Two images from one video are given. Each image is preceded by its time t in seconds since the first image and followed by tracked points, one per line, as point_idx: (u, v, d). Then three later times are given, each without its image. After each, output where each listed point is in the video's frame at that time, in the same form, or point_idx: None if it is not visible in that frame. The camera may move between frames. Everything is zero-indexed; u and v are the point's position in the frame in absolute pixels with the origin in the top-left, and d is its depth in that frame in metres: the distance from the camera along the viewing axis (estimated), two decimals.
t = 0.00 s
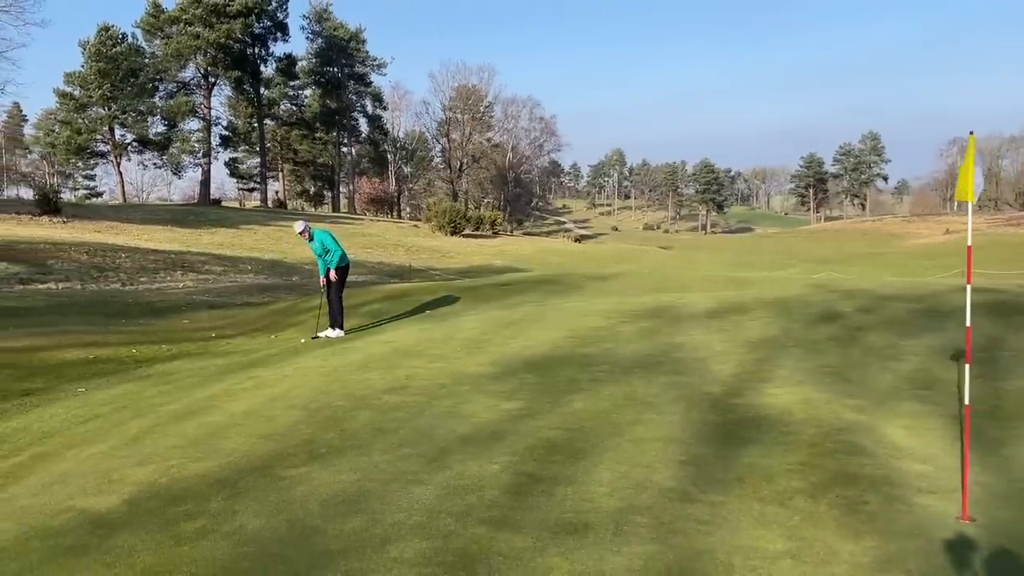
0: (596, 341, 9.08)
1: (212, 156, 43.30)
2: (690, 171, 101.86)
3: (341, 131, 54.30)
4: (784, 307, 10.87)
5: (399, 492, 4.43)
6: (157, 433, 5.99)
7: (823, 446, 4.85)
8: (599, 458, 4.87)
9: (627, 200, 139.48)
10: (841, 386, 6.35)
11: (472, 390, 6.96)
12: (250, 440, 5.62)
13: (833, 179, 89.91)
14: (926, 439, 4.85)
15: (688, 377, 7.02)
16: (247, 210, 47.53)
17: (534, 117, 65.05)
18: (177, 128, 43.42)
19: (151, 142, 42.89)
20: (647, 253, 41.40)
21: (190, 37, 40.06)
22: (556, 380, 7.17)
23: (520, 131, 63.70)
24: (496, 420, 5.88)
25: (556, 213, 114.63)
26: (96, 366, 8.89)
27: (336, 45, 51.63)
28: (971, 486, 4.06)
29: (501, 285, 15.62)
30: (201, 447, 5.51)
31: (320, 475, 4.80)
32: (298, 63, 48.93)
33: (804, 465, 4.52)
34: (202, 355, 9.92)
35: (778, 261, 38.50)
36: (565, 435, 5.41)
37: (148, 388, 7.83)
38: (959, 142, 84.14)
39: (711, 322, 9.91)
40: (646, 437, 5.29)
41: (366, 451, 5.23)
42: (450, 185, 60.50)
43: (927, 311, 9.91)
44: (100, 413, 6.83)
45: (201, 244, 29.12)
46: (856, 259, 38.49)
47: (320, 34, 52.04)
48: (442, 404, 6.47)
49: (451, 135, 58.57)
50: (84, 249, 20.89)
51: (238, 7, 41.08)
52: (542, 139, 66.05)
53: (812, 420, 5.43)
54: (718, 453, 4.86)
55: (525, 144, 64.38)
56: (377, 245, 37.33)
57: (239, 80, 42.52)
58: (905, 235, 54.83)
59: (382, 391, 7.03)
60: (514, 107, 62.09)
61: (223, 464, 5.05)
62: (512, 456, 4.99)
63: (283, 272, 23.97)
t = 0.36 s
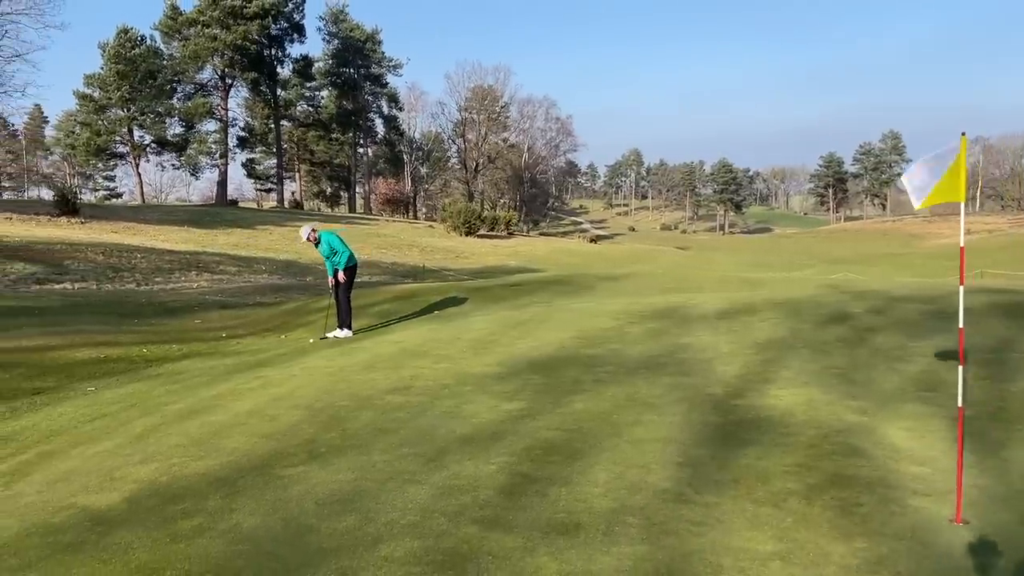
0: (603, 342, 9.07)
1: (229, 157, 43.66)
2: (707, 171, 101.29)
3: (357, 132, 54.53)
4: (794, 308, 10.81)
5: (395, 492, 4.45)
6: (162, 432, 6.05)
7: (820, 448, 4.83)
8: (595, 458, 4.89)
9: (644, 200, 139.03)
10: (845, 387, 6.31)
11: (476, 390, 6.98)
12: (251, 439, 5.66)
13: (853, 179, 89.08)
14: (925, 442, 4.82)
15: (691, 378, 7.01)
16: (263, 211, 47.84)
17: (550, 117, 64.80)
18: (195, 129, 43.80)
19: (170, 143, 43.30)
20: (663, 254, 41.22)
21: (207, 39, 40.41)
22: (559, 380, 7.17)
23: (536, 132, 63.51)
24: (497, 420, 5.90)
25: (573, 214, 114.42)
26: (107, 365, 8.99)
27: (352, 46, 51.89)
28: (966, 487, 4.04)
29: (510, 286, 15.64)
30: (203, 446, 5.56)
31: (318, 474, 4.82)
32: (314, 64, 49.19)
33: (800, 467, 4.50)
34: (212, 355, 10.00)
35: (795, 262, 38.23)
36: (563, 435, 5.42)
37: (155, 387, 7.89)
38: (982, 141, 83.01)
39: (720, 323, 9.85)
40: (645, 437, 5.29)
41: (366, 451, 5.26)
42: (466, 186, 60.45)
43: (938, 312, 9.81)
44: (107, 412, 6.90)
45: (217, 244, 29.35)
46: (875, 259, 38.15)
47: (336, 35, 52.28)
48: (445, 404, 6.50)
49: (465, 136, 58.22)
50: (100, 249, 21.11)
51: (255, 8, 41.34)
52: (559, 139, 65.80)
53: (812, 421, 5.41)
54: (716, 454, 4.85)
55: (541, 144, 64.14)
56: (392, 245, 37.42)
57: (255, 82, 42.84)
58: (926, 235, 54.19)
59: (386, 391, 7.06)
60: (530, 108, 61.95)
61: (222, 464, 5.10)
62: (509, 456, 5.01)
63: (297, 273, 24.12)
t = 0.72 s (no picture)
0: (606, 343, 9.04)
1: (244, 158, 44.00)
2: (723, 172, 100.84)
3: (371, 134, 54.79)
4: (801, 310, 10.74)
5: (385, 493, 4.46)
6: (162, 431, 6.09)
7: (815, 451, 4.78)
8: (588, 460, 4.87)
9: (659, 201, 138.43)
10: (846, 390, 6.25)
11: (475, 391, 6.97)
12: (249, 439, 5.70)
13: (870, 180, 88.43)
14: (923, 445, 4.77)
15: (692, 380, 6.97)
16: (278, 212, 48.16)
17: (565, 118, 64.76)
18: (211, 131, 44.15)
19: (186, 145, 43.65)
20: (677, 255, 41.07)
21: (223, 42, 40.73)
22: (559, 382, 7.15)
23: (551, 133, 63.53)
24: (495, 421, 5.89)
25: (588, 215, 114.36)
26: (114, 365, 9.08)
27: (367, 48, 52.08)
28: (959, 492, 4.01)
29: (519, 287, 15.62)
30: (201, 446, 5.60)
31: (311, 474, 4.84)
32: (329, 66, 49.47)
33: (794, 470, 4.47)
34: (218, 355, 10.07)
35: (811, 263, 37.98)
36: (558, 437, 5.40)
37: (160, 387, 7.96)
38: (1002, 142, 82.18)
39: (725, 325, 9.79)
40: (640, 439, 5.27)
41: (361, 451, 5.27)
42: (480, 187, 60.62)
43: (947, 314, 9.70)
44: (111, 411, 6.96)
45: (231, 245, 29.58)
46: (891, 261, 37.85)
47: (352, 37, 52.55)
48: (443, 404, 6.50)
49: (480, 137, 58.48)
50: (114, 250, 21.32)
51: (270, 11, 41.59)
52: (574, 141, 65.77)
53: (809, 424, 5.36)
54: (710, 456, 4.81)
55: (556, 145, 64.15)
56: (405, 246, 37.54)
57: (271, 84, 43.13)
58: (944, 237, 53.67)
59: (386, 391, 7.08)
60: (545, 109, 61.83)
61: (217, 463, 5.13)
62: (503, 457, 5.00)
63: (308, 274, 24.22)
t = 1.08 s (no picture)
0: (605, 346, 9.02)
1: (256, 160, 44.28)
2: (736, 174, 100.41)
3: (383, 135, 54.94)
4: (803, 313, 10.69)
5: (371, 495, 4.46)
6: (156, 431, 6.14)
7: (805, 455, 4.75)
8: (576, 463, 4.87)
9: (671, 202, 138.04)
10: (841, 395, 6.21)
11: (470, 393, 6.97)
12: (242, 440, 5.72)
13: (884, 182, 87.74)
14: (912, 452, 4.74)
15: (687, 383, 6.96)
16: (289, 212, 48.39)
17: (577, 119, 64.47)
18: (223, 132, 44.44)
19: (199, 146, 43.89)
20: (688, 257, 40.99)
21: (235, 43, 40.99)
22: (554, 385, 7.14)
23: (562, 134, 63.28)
24: (487, 424, 5.89)
25: (600, 217, 114.14)
26: (115, 365, 9.14)
27: (378, 50, 52.27)
28: (943, 500, 3.99)
29: (523, 288, 15.62)
30: (194, 446, 5.63)
31: (299, 476, 4.85)
32: (341, 68, 49.63)
33: (782, 475, 4.44)
34: (220, 356, 10.14)
35: (822, 266, 37.74)
36: (548, 440, 5.40)
37: (159, 387, 8.02)
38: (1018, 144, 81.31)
39: (726, 329, 9.75)
40: (629, 443, 5.25)
41: (350, 453, 5.28)
42: (491, 189, 60.67)
43: (949, 318, 9.62)
44: (109, 412, 7.02)
45: (240, 246, 29.74)
46: (904, 264, 37.55)
47: (363, 39, 52.72)
48: (437, 406, 6.51)
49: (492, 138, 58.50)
50: (123, 250, 21.50)
51: (282, 13, 41.73)
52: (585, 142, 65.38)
53: (799, 429, 5.34)
54: (699, 460, 4.79)
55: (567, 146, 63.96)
56: (414, 247, 37.63)
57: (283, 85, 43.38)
58: (958, 240, 53.14)
59: (382, 393, 7.09)
60: (556, 110, 61.70)
61: (206, 464, 5.16)
62: (491, 460, 5.00)
63: (317, 274, 24.31)
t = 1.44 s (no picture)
0: (601, 350, 9.01)
1: (265, 160, 44.41)
2: (747, 177, 99.98)
3: (392, 136, 55.04)
4: (803, 318, 10.64)
5: (354, 499, 4.48)
6: (147, 433, 6.17)
7: (790, 462, 4.74)
8: (560, 468, 4.87)
9: (682, 205, 137.62)
10: (833, 402, 6.18)
11: (463, 397, 6.97)
12: (231, 443, 5.75)
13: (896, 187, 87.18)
14: (898, 460, 4.71)
15: (679, 389, 6.94)
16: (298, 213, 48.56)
17: (587, 122, 64.28)
18: (233, 133, 44.62)
19: (208, 146, 44.04)
20: (696, 260, 40.85)
21: (245, 44, 41.16)
22: (546, 389, 7.13)
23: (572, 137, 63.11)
24: (475, 428, 5.90)
25: (610, 220, 113.83)
26: (113, 366, 9.20)
27: (388, 51, 52.35)
28: (924, 509, 3.97)
29: (524, 291, 15.62)
30: (183, 448, 5.66)
31: (283, 480, 4.87)
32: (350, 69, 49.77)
33: (766, 482, 4.43)
34: (218, 357, 10.18)
35: (832, 270, 37.54)
36: (535, 445, 5.40)
37: (155, 388, 8.07)
38: None
39: (724, 334, 9.71)
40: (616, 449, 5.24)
41: (337, 456, 5.30)
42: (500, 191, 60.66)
43: (949, 325, 9.57)
44: (103, 412, 7.06)
45: (247, 247, 29.86)
46: (914, 268, 37.28)
47: (373, 41, 52.88)
48: (428, 410, 6.52)
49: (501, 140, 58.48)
50: (129, 251, 21.61)
51: (292, 15, 41.89)
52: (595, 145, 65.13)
53: (787, 436, 5.32)
54: (682, 467, 4.78)
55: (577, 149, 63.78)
56: (421, 249, 37.68)
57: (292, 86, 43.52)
58: (970, 245, 52.75)
59: (374, 396, 7.10)
60: (566, 112, 61.62)
61: (195, 466, 5.19)
62: (476, 465, 5.00)
63: (322, 276, 24.37)
